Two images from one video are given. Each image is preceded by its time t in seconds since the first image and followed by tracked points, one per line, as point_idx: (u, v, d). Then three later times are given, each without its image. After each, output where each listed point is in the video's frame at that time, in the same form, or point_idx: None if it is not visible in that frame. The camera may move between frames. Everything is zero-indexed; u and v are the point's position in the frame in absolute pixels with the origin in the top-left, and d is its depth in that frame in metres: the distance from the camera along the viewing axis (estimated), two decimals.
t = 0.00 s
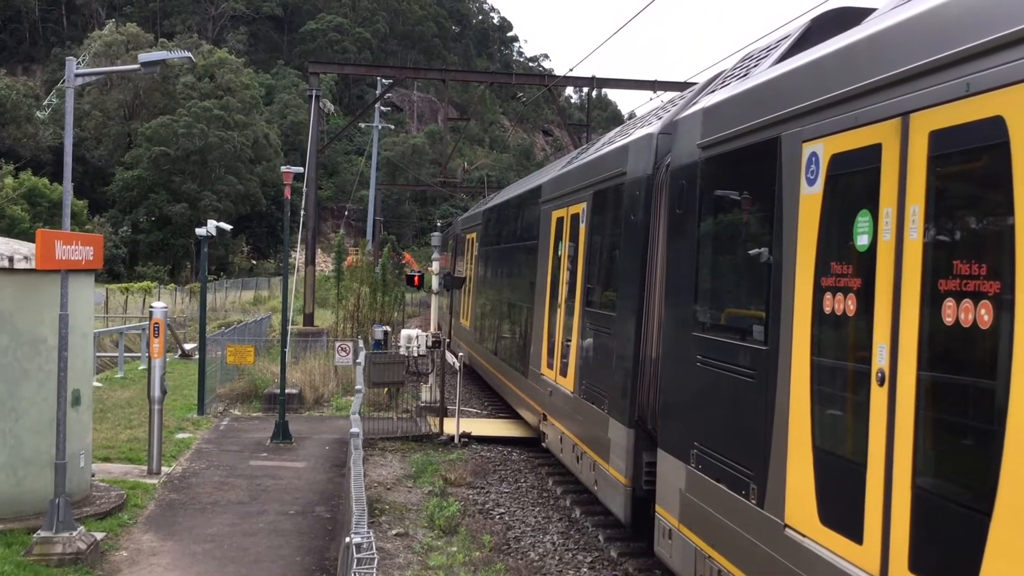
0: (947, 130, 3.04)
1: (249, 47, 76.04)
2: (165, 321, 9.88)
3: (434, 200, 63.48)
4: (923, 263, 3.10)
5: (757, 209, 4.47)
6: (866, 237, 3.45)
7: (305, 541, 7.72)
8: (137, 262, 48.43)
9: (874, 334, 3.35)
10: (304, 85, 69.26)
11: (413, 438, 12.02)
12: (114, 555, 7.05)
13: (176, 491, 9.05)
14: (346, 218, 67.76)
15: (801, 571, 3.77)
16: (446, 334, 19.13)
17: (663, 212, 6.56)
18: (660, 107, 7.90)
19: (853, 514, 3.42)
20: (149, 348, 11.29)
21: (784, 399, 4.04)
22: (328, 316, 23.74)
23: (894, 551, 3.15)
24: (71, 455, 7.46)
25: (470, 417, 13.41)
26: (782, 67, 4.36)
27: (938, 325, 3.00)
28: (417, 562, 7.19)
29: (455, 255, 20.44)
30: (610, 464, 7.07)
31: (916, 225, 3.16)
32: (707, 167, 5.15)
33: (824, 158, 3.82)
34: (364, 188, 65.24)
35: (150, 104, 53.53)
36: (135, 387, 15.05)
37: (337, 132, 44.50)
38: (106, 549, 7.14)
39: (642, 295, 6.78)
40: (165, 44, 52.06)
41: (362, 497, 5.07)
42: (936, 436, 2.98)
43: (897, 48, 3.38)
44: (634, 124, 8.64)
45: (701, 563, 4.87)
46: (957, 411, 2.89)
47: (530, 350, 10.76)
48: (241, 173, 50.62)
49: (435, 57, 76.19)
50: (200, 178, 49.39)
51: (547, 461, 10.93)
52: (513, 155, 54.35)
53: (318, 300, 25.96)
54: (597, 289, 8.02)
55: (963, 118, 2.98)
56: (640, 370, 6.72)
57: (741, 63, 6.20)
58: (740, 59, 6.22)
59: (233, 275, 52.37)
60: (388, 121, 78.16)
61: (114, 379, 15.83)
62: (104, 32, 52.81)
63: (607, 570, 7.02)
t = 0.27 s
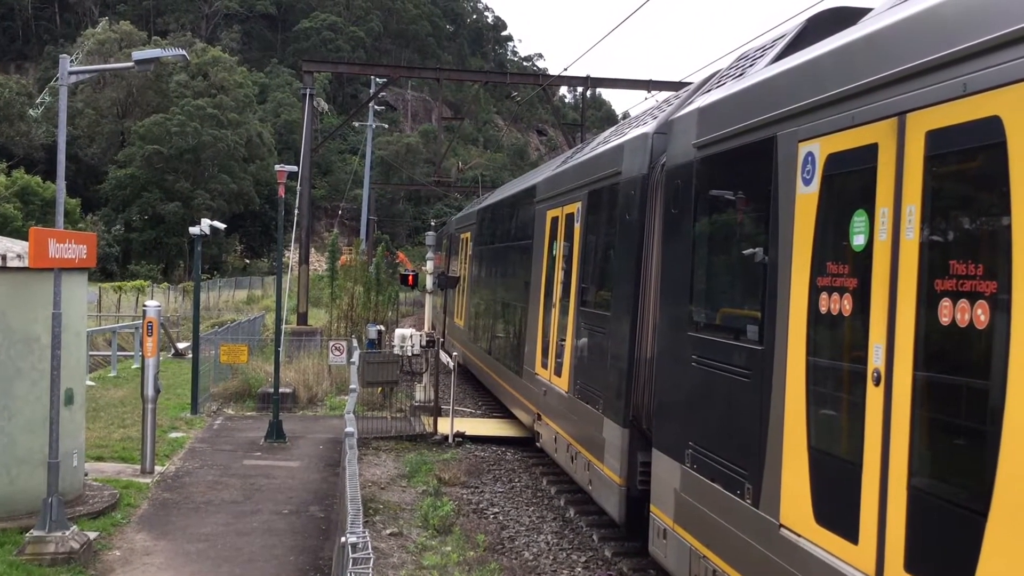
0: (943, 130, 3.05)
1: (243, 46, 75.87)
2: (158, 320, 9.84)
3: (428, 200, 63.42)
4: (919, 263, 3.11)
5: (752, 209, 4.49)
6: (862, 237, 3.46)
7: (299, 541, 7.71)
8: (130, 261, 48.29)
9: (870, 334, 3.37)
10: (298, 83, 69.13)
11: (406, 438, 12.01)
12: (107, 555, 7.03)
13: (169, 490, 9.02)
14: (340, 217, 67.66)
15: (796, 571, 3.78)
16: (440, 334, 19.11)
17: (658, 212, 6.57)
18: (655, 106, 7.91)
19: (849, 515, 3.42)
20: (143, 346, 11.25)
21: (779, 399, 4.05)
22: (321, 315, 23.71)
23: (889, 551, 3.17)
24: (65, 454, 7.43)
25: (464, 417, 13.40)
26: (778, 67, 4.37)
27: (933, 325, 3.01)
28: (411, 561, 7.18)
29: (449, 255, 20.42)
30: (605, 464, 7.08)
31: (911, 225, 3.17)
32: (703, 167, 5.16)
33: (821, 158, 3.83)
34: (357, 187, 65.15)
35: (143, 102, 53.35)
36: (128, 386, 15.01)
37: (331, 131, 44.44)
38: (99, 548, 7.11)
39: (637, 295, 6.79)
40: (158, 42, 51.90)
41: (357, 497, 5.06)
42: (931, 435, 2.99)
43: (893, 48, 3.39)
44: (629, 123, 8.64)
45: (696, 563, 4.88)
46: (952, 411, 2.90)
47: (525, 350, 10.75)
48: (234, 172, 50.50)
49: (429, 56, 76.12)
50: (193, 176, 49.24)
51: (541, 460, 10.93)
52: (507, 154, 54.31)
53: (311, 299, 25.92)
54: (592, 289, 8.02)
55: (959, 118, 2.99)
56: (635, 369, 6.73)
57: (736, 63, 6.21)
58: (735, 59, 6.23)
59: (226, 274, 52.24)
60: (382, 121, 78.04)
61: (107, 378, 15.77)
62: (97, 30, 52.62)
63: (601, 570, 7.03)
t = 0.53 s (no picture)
0: (936, 129, 3.07)
1: (236, 46, 75.73)
2: (151, 321, 9.81)
3: (422, 200, 63.38)
4: (912, 262, 3.12)
5: (746, 208, 4.49)
6: (856, 237, 3.47)
7: (293, 542, 7.69)
8: (123, 261, 48.15)
9: (864, 333, 3.37)
10: (291, 84, 69.03)
11: (401, 438, 12.00)
12: (100, 556, 7.01)
13: (163, 491, 9.00)
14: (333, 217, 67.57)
15: (791, 570, 3.78)
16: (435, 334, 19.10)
17: (653, 212, 6.58)
18: (649, 106, 7.92)
19: (843, 514, 3.43)
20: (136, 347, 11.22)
21: (772, 398, 4.06)
22: (315, 316, 23.68)
23: (883, 550, 3.17)
24: (58, 455, 7.41)
25: (459, 417, 13.40)
26: (772, 67, 4.38)
27: (927, 324, 3.02)
28: (405, 562, 7.18)
29: (443, 255, 20.42)
30: (599, 464, 7.09)
31: (905, 224, 3.18)
32: (697, 166, 5.17)
33: (815, 157, 3.84)
34: (351, 187, 65.07)
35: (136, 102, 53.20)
36: (121, 386, 14.97)
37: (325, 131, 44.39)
38: (92, 549, 7.09)
39: (631, 294, 6.79)
40: (151, 42, 51.77)
41: (351, 497, 5.05)
42: (923, 434, 3.00)
43: (887, 48, 3.40)
44: (623, 123, 8.66)
45: (691, 562, 4.88)
46: (946, 410, 2.91)
47: (519, 350, 10.75)
48: (228, 172, 50.40)
49: (423, 56, 76.08)
50: (186, 177, 49.12)
51: (536, 460, 10.93)
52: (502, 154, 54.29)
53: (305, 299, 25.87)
54: (587, 288, 8.03)
55: (952, 117, 3.00)
56: (629, 368, 6.74)
57: (730, 62, 6.23)
58: (729, 59, 6.24)
59: (219, 274, 52.13)
60: (376, 121, 77.97)
61: (100, 379, 15.73)
62: (90, 30, 52.46)
63: (596, 570, 7.03)
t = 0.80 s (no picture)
0: (934, 130, 3.08)
1: (234, 48, 75.73)
2: (149, 323, 9.80)
3: (420, 202, 63.39)
4: (910, 263, 3.14)
5: (744, 209, 4.51)
6: (854, 237, 3.49)
7: (292, 544, 7.69)
8: (121, 264, 48.15)
9: (861, 333, 3.39)
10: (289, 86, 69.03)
11: (400, 440, 12.00)
12: (100, 558, 7.00)
13: (162, 493, 9.00)
14: (332, 219, 67.56)
15: (790, 570, 3.80)
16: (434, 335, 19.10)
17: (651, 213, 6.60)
18: (647, 107, 7.94)
19: (842, 513, 3.45)
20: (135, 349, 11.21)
21: (771, 398, 4.08)
22: (314, 318, 23.68)
23: (882, 549, 3.19)
24: (57, 457, 7.41)
25: (458, 418, 13.40)
26: (770, 68, 4.40)
27: (924, 324, 3.04)
28: (405, 563, 7.18)
29: (441, 257, 20.43)
30: (598, 465, 7.10)
31: (903, 225, 3.20)
32: (695, 167, 5.18)
33: (813, 158, 3.86)
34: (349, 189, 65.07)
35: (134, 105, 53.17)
36: (120, 388, 14.98)
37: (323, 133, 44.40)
38: (91, 552, 7.09)
39: (630, 295, 6.80)
40: (149, 44, 51.75)
41: (352, 499, 5.05)
42: (921, 433, 3.01)
43: (884, 49, 3.42)
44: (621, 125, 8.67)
45: (690, 563, 4.89)
46: (945, 410, 2.92)
47: (518, 351, 10.76)
48: (226, 174, 50.39)
49: (421, 58, 76.10)
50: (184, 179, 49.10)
51: (535, 462, 10.94)
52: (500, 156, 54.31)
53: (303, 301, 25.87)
54: (585, 289, 8.04)
55: (950, 118, 3.02)
56: (628, 369, 6.75)
57: (728, 63, 6.24)
58: (727, 60, 6.25)
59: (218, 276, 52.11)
60: (374, 123, 77.98)
61: (98, 381, 15.72)
62: (88, 32, 52.45)
63: (596, 571, 7.03)
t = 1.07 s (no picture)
0: (933, 134, 3.09)
1: (235, 50, 75.82)
2: (151, 324, 9.81)
3: (421, 204, 63.42)
4: (910, 265, 3.14)
5: (745, 212, 4.51)
6: (853, 240, 3.50)
7: (293, 545, 7.69)
8: (121, 266, 48.19)
9: (861, 335, 3.39)
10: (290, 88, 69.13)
11: (400, 442, 12.01)
12: (101, 559, 7.01)
13: (163, 494, 9.00)
14: (332, 221, 67.61)
15: (789, 571, 3.80)
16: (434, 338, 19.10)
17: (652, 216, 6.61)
18: (648, 111, 7.95)
19: (841, 514, 3.45)
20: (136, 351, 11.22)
21: (771, 400, 4.08)
22: (315, 320, 23.69)
23: (881, 550, 3.19)
24: (58, 458, 7.41)
25: (458, 420, 13.41)
26: (770, 71, 4.41)
27: (924, 327, 3.04)
28: (406, 565, 7.19)
29: (441, 259, 20.43)
30: (599, 467, 7.10)
31: (902, 228, 3.21)
32: (696, 170, 5.19)
33: (813, 162, 3.86)
34: (350, 191, 65.10)
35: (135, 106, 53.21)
36: (121, 389, 14.99)
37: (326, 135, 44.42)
38: (92, 553, 7.09)
39: (630, 298, 6.81)
40: (150, 46, 51.78)
41: (354, 500, 5.06)
42: (921, 435, 3.02)
43: (884, 53, 3.43)
44: (622, 128, 8.68)
45: (690, 564, 4.90)
46: (944, 412, 2.93)
47: (518, 354, 10.77)
48: (227, 176, 50.43)
49: (422, 61, 76.18)
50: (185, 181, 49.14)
51: (535, 464, 10.94)
52: (500, 158, 54.34)
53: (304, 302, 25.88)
54: (586, 292, 8.05)
55: (949, 121, 3.03)
56: (629, 372, 6.76)
57: (729, 67, 6.25)
58: (727, 64, 6.27)
59: (218, 278, 52.14)
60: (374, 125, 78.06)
61: (99, 383, 15.73)
62: (89, 34, 52.51)
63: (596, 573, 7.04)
